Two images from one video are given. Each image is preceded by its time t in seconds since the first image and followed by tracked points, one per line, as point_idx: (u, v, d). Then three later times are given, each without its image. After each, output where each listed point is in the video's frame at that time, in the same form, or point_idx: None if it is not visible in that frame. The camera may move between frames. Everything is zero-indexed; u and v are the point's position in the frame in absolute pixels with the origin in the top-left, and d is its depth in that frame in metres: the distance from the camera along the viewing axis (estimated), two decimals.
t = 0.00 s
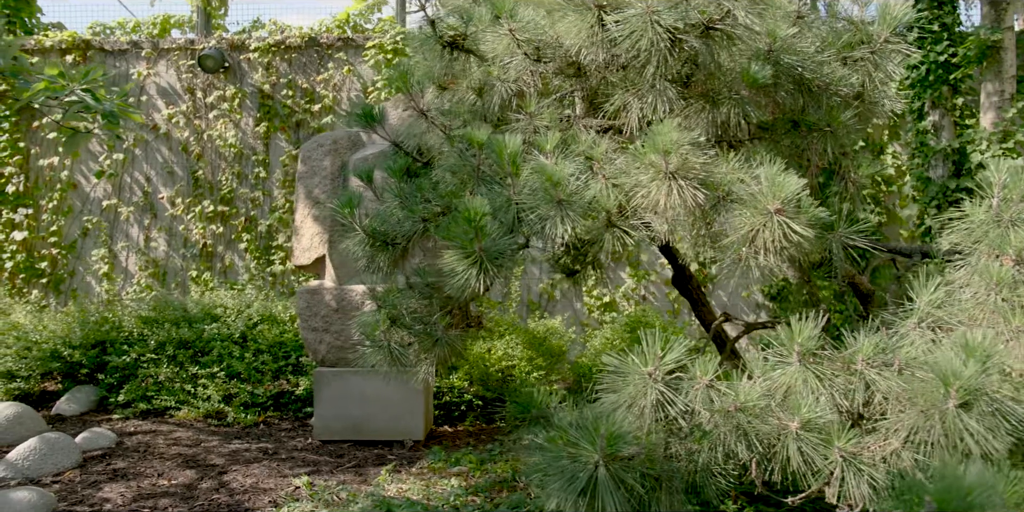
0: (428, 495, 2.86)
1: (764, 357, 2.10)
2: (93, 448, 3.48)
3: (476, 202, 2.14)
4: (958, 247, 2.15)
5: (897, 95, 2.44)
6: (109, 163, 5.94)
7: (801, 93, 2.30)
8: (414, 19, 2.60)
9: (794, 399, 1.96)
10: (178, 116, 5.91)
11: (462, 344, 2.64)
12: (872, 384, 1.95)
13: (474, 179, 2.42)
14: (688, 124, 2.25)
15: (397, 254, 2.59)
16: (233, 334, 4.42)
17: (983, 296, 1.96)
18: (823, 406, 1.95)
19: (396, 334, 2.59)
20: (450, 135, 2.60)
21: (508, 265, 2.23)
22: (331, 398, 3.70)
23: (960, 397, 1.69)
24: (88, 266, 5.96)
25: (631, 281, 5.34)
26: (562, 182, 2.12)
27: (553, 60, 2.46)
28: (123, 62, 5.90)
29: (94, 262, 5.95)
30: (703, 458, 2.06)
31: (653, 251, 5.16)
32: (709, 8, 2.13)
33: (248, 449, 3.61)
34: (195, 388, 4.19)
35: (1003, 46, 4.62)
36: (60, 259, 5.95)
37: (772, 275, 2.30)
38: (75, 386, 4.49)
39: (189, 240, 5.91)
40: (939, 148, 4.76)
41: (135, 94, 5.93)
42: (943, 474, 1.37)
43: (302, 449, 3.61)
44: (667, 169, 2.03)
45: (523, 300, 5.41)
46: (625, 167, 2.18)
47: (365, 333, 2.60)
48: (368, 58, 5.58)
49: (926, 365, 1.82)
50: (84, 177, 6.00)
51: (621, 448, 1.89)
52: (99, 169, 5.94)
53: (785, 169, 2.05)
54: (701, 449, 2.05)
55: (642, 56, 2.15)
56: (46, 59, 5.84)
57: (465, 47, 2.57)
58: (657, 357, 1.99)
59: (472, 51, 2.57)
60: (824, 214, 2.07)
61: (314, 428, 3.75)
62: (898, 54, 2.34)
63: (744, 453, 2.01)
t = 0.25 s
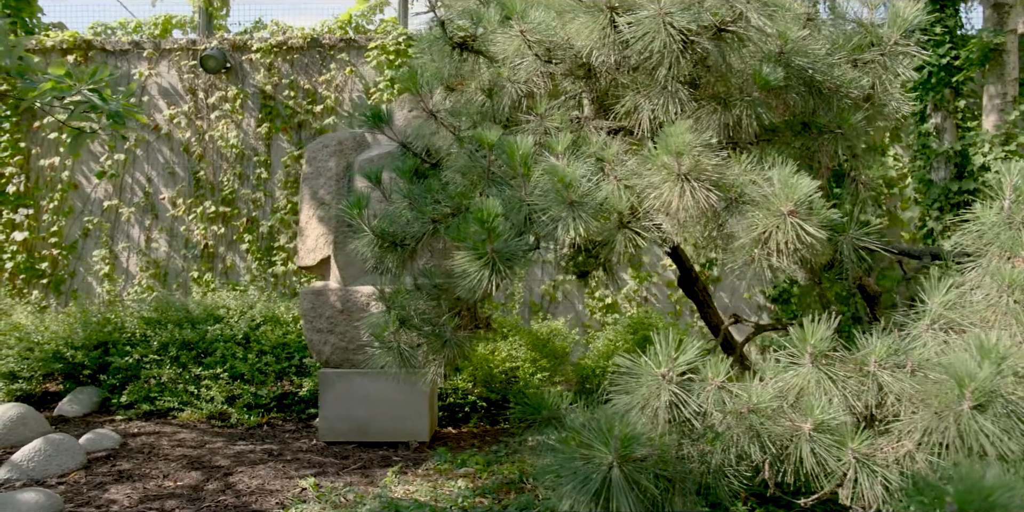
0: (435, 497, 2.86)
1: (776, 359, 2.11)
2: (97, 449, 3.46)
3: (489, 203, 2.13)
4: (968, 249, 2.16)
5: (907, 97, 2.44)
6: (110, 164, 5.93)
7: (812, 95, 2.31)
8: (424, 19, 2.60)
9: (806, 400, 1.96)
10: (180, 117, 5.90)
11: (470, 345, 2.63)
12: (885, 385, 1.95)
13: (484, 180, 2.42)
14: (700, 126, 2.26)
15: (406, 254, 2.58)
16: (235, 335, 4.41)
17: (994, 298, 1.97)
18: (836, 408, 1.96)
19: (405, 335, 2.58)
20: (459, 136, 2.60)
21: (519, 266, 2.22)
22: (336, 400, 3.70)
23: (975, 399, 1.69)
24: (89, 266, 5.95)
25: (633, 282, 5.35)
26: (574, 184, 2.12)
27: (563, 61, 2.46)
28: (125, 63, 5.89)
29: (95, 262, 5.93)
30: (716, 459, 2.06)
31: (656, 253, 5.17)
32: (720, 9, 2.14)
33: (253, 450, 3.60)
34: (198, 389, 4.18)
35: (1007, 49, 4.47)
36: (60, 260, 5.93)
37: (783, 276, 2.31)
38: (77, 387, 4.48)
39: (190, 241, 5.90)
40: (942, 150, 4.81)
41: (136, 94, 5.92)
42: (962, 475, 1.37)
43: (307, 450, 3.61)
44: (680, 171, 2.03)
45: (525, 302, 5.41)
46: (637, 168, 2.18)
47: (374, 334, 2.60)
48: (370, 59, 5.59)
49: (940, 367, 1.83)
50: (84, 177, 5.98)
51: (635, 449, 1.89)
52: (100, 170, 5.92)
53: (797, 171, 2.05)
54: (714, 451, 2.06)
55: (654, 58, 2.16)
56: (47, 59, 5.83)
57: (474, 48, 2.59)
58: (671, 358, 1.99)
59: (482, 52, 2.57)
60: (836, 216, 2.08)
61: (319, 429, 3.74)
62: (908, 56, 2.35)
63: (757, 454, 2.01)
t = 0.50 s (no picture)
0: (443, 498, 2.86)
1: (787, 360, 2.11)
2: (101, 450, 3.45)
3: (501, 204, 2.13)
4: (980, 251, 2.17)
5: (914, 99, 2.44)
6: (111, 163, 5.91)
7: (822, 97, 2.32)
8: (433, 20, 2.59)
9: (818, 402, 1.97)
10: (181, 117, 5.89)
11: (479, 346, 2.63)
12: (897, 387, 1.96)
13: (494, 181, 2.42)
14: (711, 127, 2.27)
15: (415, 255, 2.58)
16: (238, 336, 4.41)
17: (1006, 300, 1.97)
18: (849, 409, 1.96)
19: (414, 336, 2.58)
20: (468, 136, 2.60)
21: (530, 268, 2.22)
22: (340, 401, 3.69)
23: (989, 400, 1.70)
24: (89, 267, 5.93)
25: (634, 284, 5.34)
26: (586, 184, 2.12)
27: (573, 62, 2.46)
28: (125, 63, 5.88)
29: (95, 263, 5.92)
30: (728, 460, 2.07)
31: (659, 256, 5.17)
32: (731, 11, 2.14)
33: (257, 452, 3.59)
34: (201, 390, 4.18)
35: (1009, 51, 4.40)
36: (60, 260, 5.91)
37: (795, 278, 2.30)
38: (78, 388, 4.46)
39: (191, 242, 5.89)
40: (943, 152, 4.80)
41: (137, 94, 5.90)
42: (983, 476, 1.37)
43: (311, 452, 3.60)
44: (691, 173, 2.04)
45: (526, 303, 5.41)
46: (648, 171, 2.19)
47: (383, 335, 2.59)
48: (372, 59, 5.57)
49: (954, 368, 1.83)
50: (85, 177, 5.97)
51: (649, 451, 1.88)
52: (100, 169, 5.91)
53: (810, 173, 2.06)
54: (726, 451, 2.06)
55: (666, 59, 2.16)
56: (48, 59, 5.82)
57: (484, 50, 2.58)
58: (684, 360, 1.99)
59: (491, 53, 2.57)
60: (848, 217, 2.08)
61: (323, 430, 3.73)
62: (918, 58, 2.35)
63: (770, 455, 2.01)
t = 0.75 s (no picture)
0: (450, 499, 2.85)
1: (798, 361, 2.11)
2: (104, 450, 3.44)
3: (512, 204, 2.12)
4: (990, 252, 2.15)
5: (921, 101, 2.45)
6: (111, 163, 5.89)
7: (832, 99, 2.32)
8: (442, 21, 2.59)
9: (830, 403, 1.97)
10: (182, 117, 5.87)
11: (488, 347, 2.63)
12: (908, 388, 1.96)
13: (503, 182, 2.42)
14: (721, 129, 2.27)
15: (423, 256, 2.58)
16: (240, 336, 4.40)
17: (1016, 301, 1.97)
18: (860, 410, 1.96)
19: (422, 337, 2.58)
20: (476, 137, 2.60)
21: (540, 269, 2.22)
22: (344, 401, 3.69)
23: (1003, 401, 1.70)
24: (88, 267, 5.92)
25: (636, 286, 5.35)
26: (597, 185, 2.12)
27: (583, 63, 2.47)
28: (126, 62, 5.86)
29: (94, 263, 5.90)
30: (740, 461, 2.07)
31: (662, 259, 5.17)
32: (742, 13, 2.15)
33: (260, 452, 3.59)
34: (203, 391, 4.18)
35: (1010, 54, 4.52)
36: (59, 260, 5.90)
37: (805, 279, 2.31)
38: (79, 389, 4.45)
39: (191, 242, 5.88)
40: (944, 155, 4.75)
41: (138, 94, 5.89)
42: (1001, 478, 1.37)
43: (316, 453, 3.60)
44: (702, 174, 2.04)
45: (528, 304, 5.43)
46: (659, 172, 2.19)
47: (392, 335, 2.59)
48: (373, 59, 5.55)
49: (966, 369, 1.84)
50: (84, 177, 5.95)
51: (661, 451, 1.88)
52: (100, 169, 5.89)
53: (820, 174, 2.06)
54: (738, 452, 2.06)
55: (677, 61, 2.17)
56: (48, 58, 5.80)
57: (493, 50, 2.57)
58: (696, 360, 2.00)
59: (500, 54, 2.57)
60: (859, 219, 2.08)
61: (327, 431, 3.73)
62: (927, 60, 2.36)
63: (782, 456, 2.02)
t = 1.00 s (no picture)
0: (456, 500, 2.85)
1: (809, 362, 2.12)
2: (108, 451, 3.43)
3: (524, 206, 2.12)
4: (999, 253, 2.17)
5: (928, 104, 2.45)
6: (111, 163, 5.88)
7: (841, 101, 2.33)
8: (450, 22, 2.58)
9: (840, 404, 1.98)
10: (182, 116, 5.86)
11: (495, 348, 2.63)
12: (918, 389, 1.97)
13: (512, 183, 2.42)
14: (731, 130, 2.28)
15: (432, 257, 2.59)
16: (242, 337, 4.39)
17: None
18: (869, 412, 1.97)
19: (430, 338, 2.58)
20: (484, 138, 2.59)
21: (550, 270, 2.22)
22: (348, 402, 3.69)
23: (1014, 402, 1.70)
24: (88, 267, 5.91)
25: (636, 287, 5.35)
26: (608, 187, 2.12)
27: (591, 65, 2.47)
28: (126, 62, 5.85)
29: (94, 263, 5.89)
30: (751, 462, 2.08)
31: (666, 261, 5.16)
32: (752, 15, 2.17)
33: (264, 453, 3.58)
34: (206, 392, 4.18)
35: (1011, 57, 4.44)
36: (59, 260, 5.88)
37: (814, 280, 2.32)
38: (81, 389, 4.44)
39: (191, 242, 5.86)
40: (944, 157, 4.76)
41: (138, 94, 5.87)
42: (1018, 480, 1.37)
43: (320, 453, 3.59)
44: (713, 175, 2.04)
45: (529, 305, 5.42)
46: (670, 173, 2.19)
47: (400, 336, 2.58)
48: (374, 60, 5.55)
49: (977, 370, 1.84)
50: (84, 176, 5.94)
51: (674, 452, 1.88)
52: (100, 169, 5.87)
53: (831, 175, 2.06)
54: (749, 453, 2.07)
55: (687, 62, 2.17)
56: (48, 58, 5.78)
57: (502, 51, 2.58)
58: (707, 361, 2.01)
59: (508, 55, 2.57)
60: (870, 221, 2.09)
61: (331, 432, 3.72)
62: (935, 63, 2.37)
63: (793, 458, 2.03)
